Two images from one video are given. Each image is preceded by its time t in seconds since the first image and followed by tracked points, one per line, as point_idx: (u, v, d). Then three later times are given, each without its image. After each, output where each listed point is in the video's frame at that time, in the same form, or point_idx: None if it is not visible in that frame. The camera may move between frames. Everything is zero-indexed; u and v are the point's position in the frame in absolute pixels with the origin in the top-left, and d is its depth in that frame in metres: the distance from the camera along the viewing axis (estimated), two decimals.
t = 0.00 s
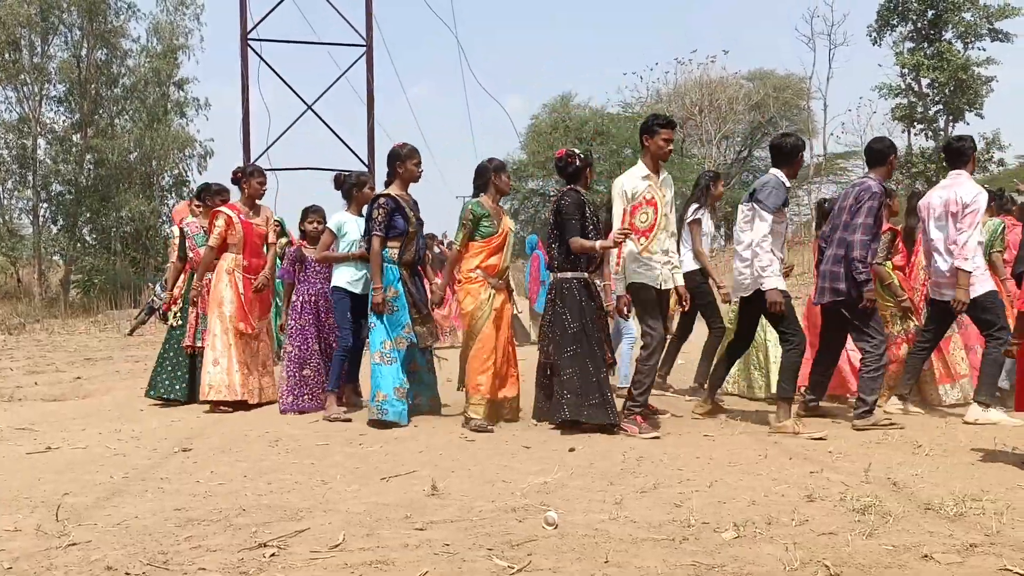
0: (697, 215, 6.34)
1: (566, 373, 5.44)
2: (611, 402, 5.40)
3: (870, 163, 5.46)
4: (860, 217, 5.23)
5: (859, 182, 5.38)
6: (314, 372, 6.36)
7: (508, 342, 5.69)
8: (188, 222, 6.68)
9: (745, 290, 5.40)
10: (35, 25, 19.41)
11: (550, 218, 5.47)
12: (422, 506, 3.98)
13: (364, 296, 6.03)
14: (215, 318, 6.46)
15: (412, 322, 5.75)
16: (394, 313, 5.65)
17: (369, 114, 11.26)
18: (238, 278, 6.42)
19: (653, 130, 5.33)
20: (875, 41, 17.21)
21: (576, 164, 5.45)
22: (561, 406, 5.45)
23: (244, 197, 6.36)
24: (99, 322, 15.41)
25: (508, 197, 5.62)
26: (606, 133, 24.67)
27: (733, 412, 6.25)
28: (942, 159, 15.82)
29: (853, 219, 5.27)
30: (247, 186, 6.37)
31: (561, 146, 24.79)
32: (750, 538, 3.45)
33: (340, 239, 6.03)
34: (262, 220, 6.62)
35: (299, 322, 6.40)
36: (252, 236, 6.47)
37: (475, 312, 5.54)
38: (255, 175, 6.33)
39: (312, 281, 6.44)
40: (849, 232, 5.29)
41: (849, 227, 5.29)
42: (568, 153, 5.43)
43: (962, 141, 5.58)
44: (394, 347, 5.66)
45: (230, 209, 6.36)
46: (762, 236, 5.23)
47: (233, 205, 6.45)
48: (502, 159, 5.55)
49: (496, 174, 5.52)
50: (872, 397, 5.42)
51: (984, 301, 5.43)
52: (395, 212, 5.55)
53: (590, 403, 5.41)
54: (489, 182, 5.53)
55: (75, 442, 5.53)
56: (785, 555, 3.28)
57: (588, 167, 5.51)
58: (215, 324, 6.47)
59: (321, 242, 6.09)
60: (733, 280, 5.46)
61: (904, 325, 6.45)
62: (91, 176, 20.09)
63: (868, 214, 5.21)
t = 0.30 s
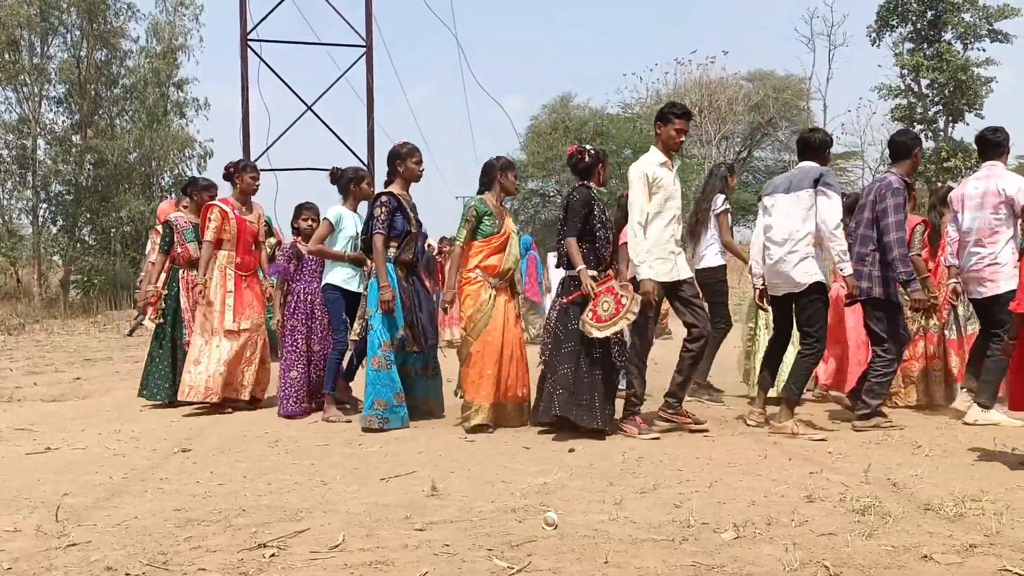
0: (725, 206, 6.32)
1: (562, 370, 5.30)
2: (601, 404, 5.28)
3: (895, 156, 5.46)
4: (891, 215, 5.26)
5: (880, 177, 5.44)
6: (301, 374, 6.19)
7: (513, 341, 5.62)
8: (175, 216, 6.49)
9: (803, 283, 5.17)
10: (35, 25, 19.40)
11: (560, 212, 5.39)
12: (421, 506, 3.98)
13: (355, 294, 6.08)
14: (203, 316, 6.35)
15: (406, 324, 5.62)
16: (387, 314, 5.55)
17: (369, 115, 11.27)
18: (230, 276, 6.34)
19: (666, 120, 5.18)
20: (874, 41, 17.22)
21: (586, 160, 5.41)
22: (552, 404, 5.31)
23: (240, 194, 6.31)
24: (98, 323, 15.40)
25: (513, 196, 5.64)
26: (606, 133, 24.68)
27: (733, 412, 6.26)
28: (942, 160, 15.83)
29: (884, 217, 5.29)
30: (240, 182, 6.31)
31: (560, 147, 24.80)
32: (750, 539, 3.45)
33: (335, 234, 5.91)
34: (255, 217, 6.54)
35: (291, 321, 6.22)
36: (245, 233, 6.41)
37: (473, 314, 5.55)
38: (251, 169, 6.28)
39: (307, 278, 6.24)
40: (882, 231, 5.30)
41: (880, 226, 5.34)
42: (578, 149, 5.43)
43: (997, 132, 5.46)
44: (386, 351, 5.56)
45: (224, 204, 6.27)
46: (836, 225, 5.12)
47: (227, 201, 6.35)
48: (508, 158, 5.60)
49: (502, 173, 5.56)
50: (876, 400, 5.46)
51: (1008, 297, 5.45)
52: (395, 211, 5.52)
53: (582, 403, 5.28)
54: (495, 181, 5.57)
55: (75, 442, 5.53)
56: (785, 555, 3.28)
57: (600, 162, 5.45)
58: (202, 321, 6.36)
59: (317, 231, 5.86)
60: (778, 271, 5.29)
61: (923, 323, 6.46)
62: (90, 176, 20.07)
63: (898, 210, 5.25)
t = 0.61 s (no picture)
0: (742, 211, 6.36)
1: (571, 373, 5.33)
2: (606, 407, 5.31)
3: (922, 157, 5.48)
4: (928, 216, 5.25)
5: (914, 180, 5.42)
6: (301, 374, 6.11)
7: (530, 341, 5.55)
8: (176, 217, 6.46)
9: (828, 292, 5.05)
10: (35, 26, 19.39)
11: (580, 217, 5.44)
12: (421, 507, 3.97)
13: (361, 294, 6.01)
14: (217, 316, 6.38)
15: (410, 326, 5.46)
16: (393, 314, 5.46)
17: (369, 116, 11.28)
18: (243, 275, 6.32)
19: (697, 120, 5.17)
20: (874, 42, 17.22)
21: (603, 161, 5.41)
22: (557, 405, 5.32)
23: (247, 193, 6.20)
24: (98, 323, 15.40)
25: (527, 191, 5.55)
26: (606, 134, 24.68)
27: (733, 413, 6.26)
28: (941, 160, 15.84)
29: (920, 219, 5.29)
30: (246, 179, 6.18)
31: (560, 147, 24.80)
32: (750, 539, 3.45)
33: (345, 233, 5.85)
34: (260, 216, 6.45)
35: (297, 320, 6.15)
36: (256, 233, 6.32)
37: (488, 317, 5.53)
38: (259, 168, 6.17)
39: (316, 278, 6.20)
40: (918, 235, 5.29)
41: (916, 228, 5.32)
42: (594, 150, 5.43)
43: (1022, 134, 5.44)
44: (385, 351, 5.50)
45: (234, 203, 6.17)
46: (879, 243, 5.23)
47: (235, 200, 6.22)
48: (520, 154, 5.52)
49: (517, 169, 5.48)
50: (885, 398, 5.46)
51: None
52: (409, 210, 5.42)
53: (587, 407, 5.31)
54: (507, 180, 5.48)
55: (75, 443, 5.52)
56: (785, 556, 3.28)
57: (618, 162, 5.41)
58: (215, 324, 6.39)
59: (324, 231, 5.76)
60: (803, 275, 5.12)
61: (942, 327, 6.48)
62: (90, 177, 20.07)
63: (935, 211, 5.23)
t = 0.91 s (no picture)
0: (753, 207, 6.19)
1: (595, 376, 5.29)
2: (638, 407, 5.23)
3: (950, 154, 5.32)
4: (959, 213, 5.05)
5: (945, 177, 5.21)
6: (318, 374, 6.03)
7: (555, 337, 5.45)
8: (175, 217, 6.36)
9: (864, 285, 5.07)
10: (35, 26, 19.38)
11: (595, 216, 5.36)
12: (421, 507, 3.98)
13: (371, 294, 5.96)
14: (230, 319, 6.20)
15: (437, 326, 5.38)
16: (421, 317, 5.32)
17: (369, 116, 11.29)
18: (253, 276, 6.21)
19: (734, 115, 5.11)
20: (874, 42, 17.24)
21: (622, 159, 5.32)
22: (583, 410, 5.31)
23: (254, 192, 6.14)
24: (97, 324, 15.40)
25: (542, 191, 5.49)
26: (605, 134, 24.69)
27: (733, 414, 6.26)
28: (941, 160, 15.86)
29: (952, 215, 5.09)
30: (254, 178, 6.11)
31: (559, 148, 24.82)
32: (750, 540, 3.45)
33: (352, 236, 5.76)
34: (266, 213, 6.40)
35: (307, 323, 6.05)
36: (264, 231, 6.24)
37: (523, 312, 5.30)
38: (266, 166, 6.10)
39: (322, 277, 6.11)
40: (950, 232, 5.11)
41: (949, 227, 5.13)
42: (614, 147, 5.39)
43: None
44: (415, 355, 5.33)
45: (242, 202, 6.06)
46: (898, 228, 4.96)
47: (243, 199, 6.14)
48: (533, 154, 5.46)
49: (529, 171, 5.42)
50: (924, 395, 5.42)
51: None
52: (421, 210, 5.33)
53: (618, 407, 5.26)
54: (523, 181, 5.40)
55: (76, 443, 5.52)
56: (785, 556, 3.28)
57: (637, 160, 5.33)
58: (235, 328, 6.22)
59: (329, 235, 5.70)
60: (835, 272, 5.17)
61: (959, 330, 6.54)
62: (90, 178, 20.07)
63: (967, 209, 5.02)
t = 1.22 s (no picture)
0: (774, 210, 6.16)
1: (615, 381, 5.29)
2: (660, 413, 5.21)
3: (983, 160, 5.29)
4: (1001, 217, 5.04)
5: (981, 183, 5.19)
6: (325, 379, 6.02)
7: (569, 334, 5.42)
8: (171, 213, 6.28)
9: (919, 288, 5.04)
10: (35, 27, 19.38)
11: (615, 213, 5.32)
12: (421, 508, 3.97)
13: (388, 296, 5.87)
14: (232, 317, 6.16)
15: (450, 325, 5.40)
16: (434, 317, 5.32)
17: (370, 117, 11.30)
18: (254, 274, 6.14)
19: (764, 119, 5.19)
20: (874, 42, 17.26)
21: (648, 155, 5.30)
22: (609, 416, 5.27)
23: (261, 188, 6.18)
24: (97, 324, 15.41)
25: (557, 190, 5.44)
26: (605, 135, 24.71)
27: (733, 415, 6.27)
28: (941, 161, 15.87)
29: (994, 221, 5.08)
30: (260, 175, 6.11)
31: (559, 148, 24.83)
32: (750, 540, 3.45)
33: (366, 235, 5.64)
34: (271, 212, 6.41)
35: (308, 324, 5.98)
36: (266, 230, 6.23)
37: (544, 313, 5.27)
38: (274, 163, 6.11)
39: (318, 280, 6.07)
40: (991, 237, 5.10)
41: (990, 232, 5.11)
42: (641, 144, 5.34)
43: None
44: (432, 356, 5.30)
45: (245, 198, 6.06)
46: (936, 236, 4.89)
47: (247, 195, 6.14)
48: (550, 152, 5.38)
49: (546, 169, 5.37)
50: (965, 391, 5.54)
51: None
52: (431, 206, 5.30)
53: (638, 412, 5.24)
54: (535, 179, 5.36)
55: (75, 444, 5.52)
56: (784, 557, 3.28)
57: (660, 160, 5.31)
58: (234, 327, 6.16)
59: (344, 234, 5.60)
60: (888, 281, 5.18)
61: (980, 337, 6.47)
62: (90, 178, 20.07)
63: (1009, 212, 5.02)
